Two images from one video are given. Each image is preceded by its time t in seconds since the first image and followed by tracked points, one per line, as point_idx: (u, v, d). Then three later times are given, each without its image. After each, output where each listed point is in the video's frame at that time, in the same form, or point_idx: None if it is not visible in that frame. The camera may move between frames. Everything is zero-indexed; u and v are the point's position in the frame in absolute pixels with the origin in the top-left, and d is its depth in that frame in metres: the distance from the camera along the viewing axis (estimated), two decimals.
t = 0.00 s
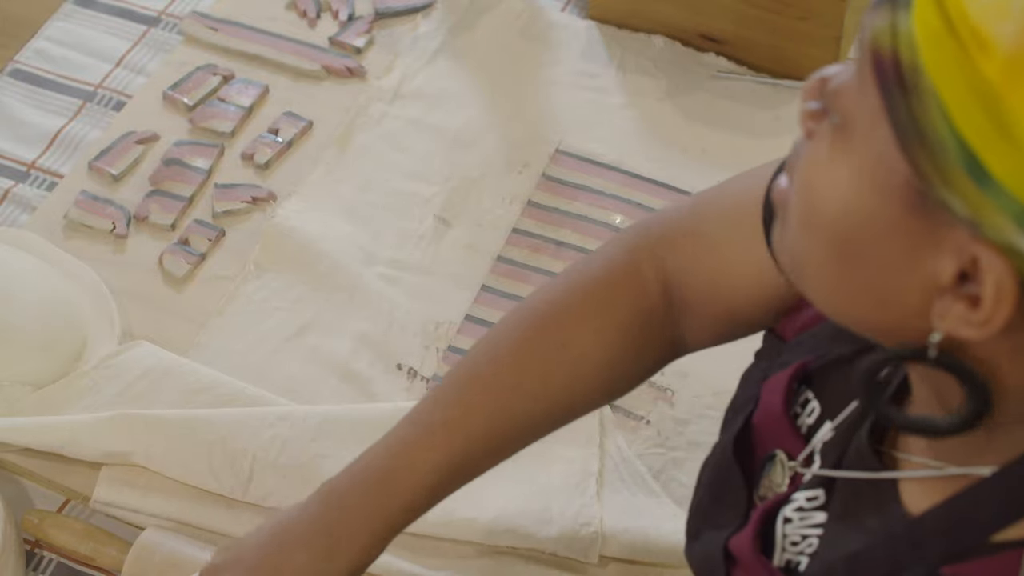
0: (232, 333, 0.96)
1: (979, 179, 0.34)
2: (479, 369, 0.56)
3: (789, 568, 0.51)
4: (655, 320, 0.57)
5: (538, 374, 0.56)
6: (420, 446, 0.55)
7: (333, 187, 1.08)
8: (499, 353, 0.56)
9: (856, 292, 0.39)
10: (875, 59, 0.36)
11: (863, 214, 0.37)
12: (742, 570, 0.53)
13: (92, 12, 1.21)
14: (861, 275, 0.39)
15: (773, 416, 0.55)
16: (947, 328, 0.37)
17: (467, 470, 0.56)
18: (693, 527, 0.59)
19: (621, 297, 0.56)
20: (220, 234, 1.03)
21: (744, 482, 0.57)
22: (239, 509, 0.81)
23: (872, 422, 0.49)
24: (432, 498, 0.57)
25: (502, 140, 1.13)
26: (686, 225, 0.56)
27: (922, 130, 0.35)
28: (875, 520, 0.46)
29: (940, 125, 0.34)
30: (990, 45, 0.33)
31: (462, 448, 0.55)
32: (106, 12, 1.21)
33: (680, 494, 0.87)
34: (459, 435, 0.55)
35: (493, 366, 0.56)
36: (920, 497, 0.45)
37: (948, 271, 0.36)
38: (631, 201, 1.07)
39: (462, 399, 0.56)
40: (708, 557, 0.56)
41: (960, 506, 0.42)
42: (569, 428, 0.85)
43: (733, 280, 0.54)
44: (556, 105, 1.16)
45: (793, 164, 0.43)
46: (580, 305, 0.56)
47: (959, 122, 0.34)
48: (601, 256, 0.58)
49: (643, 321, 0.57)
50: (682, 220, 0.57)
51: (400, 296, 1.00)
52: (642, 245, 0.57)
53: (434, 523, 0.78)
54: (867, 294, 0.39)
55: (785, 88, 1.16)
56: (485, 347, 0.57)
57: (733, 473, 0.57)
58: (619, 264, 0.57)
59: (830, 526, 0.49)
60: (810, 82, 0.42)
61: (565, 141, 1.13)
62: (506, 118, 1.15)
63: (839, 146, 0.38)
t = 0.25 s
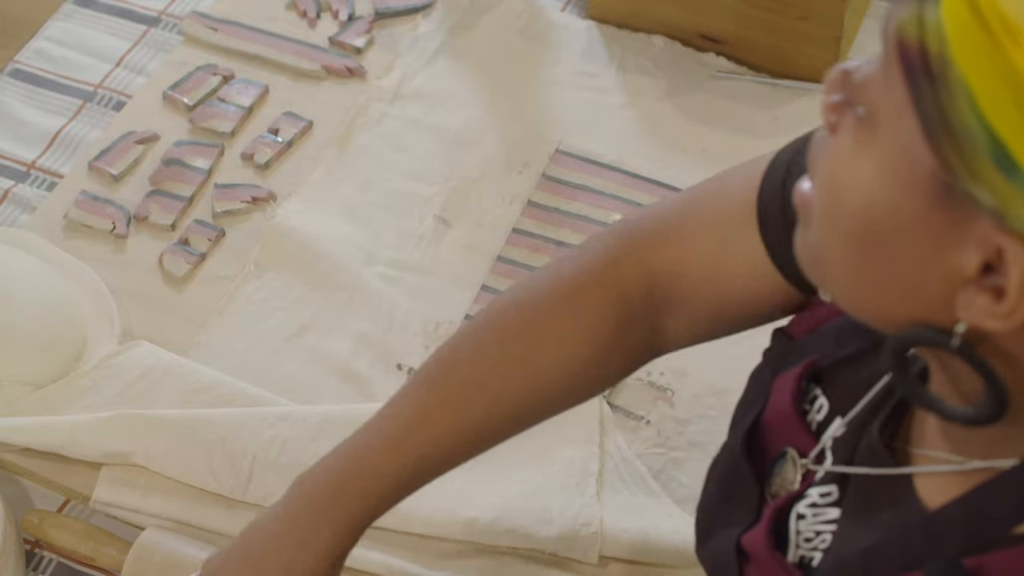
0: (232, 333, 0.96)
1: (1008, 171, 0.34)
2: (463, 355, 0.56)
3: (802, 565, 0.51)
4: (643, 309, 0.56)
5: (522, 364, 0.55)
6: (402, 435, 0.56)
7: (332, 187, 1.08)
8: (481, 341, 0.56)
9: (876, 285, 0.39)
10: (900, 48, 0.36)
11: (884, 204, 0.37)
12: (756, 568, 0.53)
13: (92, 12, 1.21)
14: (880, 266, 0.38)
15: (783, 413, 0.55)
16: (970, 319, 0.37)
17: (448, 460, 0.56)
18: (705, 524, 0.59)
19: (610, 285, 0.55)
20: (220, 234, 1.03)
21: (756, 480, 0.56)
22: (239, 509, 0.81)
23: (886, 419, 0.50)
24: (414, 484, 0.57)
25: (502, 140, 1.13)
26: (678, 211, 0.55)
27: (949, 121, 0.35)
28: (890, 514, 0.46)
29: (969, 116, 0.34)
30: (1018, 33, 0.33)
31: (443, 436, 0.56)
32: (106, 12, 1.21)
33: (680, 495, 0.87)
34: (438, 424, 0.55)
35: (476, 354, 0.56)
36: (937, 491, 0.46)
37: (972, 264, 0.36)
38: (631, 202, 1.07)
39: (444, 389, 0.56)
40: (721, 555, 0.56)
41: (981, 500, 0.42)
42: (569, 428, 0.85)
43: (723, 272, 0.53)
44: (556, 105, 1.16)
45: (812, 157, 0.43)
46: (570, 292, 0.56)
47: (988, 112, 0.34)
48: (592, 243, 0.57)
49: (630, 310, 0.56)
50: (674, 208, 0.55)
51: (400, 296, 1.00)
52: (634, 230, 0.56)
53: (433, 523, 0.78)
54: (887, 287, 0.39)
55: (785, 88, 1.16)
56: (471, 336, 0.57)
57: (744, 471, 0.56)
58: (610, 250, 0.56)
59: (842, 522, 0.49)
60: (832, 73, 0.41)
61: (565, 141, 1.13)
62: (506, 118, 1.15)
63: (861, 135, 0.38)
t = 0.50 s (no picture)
0: (232, 333, 0.96)
1: None
2: (525, 343, 0.59)
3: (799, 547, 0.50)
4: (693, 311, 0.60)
5: (583, 356, 0.59)
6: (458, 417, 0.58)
7: (332, 187, 1.08)
8: (545, 334, 0.59)
9: (892, 283, 0.39)
10: (921, 47, 0.35)
11: (902, 203, 0.37)
12: (753, 549, 0.53)
13: (92, 12, 1.21)
14: (896, 266, 0.38)
15: (787, 393, 0.54)
16: (987, 319, 0.37)
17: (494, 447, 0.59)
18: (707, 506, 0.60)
19: (665, 288, 0.60)
20: (220, 234, 1.03)
21: (757, 460, 0.56)
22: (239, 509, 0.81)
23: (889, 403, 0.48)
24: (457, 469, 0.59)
25: (502, 140, 1.13)
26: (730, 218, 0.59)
27: (969, 123, 0.34)
28: (890, 497, 0.46)
29: (990, 117, 0.33)
30: None
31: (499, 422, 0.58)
32: (106, 12, 1.21)
33: (680, 494, 0.87)
34: (497, 409, 0.58)
35: (540, 341, 0.59)
36: (938, 478, 0.45)
37: (989, 265, 0.36)
38: (631, 201, 1.07)
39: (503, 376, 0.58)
40: (719, 536, 0.56)
41: (980, 486, 0.41)
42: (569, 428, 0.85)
43: (765, 275, 0.57)
44: (556, 104, 1.16)
45: (827, 151, 0.42)
46: (630, 291, 0.60)
47: (1011, 114, 0.33)
48: (645, 250, 0.62)
49: (683, 312, 0.60)
50: (726, 215, 0.60)
51: (400, 296, 1.00)
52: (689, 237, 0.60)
53: (433, 523, 0.78)
54: (903, 285, 0.39)
55: (785, 88, 1.16)
56: (530, 329, 0.60)
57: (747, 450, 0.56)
58: (666, 255, 0.60)
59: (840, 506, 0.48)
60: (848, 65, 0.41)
61: (565, 141, 1.13)
62: (506, 118, 1.15)
63: (878, 132, 0.38)
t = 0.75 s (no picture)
0: (232, 334, 0.96)
1: (1019, 155, 0.34)
2: (539, 349, 0.59)
3: (800, 535, 0.51)
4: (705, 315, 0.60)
5: (597, 358, 0.59)
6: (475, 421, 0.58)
7: (333, 187, 1.08)
8: (560, 338, 0.60)
9: (887, 266, 0.39)
10: (914, 33, 0.36)
11: (897, 186, 0.37)
12: (755, 537, 0.54)
13: (92, 12, 1.21)
14: (891, 249, 0.39)
15: (792, 385, 0.55)
16: (981, 301, 0.37)
17: (509, 452, 0.59)
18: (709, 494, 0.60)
19: (678, 293, 0.60)
20: (220, 234, 1.03)
21: (760, 449, 0.57)
22: (239, 509, 0.81)
23: (893, 394, 0.49)
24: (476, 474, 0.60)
25: (502, 140, 1.13)
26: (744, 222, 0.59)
27: (960, 105, 0.35)
28: (892, 486, 0.46)
29: (979, 98, 0.34)
30: None
31: (514, 425, 0.58)
32: (106, 12, 1.21)
33: (680, 495, 0.87)
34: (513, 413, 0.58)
35: (553, 348, 0.59)
36: (939, 467, 0.45)
37: (983, 246, 0.36)
38: (631, 201, 1.07)
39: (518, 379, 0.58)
40: (723, 523, 0.57)
41: (983, 475, 0.41)
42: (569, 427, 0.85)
43: (777, 275, 0.57)
44: (556, 104, 1.16)
45: (822, 142, 0.43)
46: (644, 295, 0.60)
47: (999, 94, 0.34)
48: (658, 254, 0.62)
49: (696, 316, 0.60)
50: (738, 219, 0.60)
51: (400, 296, 1.00)
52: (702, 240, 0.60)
53: (433, 523, 0.78)
54: (899, 268, 0.39)
55: (785, 88, 1.16)
56: (546, 334, 0.60)
57: (750, 440, 0.57)
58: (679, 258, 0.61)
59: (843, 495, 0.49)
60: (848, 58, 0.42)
61: (565, 141, 1.12)
62: (506, 118, 1.15)
63: (874, 117, 0.38)
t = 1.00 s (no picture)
0: (232, 334, 0.96)
1: (996, 131, 0.34)
2: (522, 351, 0.59)
3: (804, 533, 0.52)
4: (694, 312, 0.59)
5: (581, 357, 0.58)
6: (461, 425, 0.57)
7: (333, 187, 1.08)
8: (546, 338, 0.59)
9: (879, 250, 0.40)
10: (897, 14, 0.37)
11: (882, 169, 0.38)
12: (759, 535, 0.55)
13: (92, 12, 1.21)
14: (881, 232, 0.39)
15: (796, 386, 0.57)
16: (970, 282, 0.37)
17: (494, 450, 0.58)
18: (714, 493, 0.62)
19: (665, 290, 0.59)
20: (220, 234, 1.03)
21: (763, 449, 0.58)
22: (239, 509, 0.81)
23: (896, 393, 0.50)
24: (467, 480, 0.59)
25: (502, 140, 1.13)
26: (732, 216, 0.58)
27: (941, 84, 0.35)
28: (897, 484, 0.47)
29: (956, 76, 0.35)
30: None
31: (503, 426, 0.57)
32: (106, 12, 1.21)
33: (680, 494, 0.87)
34: (501, 415, 0.57)
35: (536, 350, 0.58)
36: (944, 462, 0.46)
37: (968, 225, 0.36)
38: (630, 201, 1.07)
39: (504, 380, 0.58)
40: (727, 522, 0.58)
41: (985, 472, 0.41)
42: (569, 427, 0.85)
43: (770, 271, 0.57)
44: (556, 104, 1.16)
45: (819, 131, 0.43)
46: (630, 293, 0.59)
47: (974, 72, 0.34)
48: (644, 252, 0.61)
49: (685, 314, 0.59)
50: (723, 215, 0.59)
51: (400, 296, 1.00)
52: (689, 236, 0.60)
53: (433, 523, 0.78)
54: (891, 251, 0.39)
55: (785, 88, 1.16)
56: (531, 333, 0.60)
57: (753, 441, 0.59)
58: (666, 256, 0.60)
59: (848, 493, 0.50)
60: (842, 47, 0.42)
61: (565, 141, 1.12)
62: (506, 118, 1.15)
63: (862, 103, 0.39)
